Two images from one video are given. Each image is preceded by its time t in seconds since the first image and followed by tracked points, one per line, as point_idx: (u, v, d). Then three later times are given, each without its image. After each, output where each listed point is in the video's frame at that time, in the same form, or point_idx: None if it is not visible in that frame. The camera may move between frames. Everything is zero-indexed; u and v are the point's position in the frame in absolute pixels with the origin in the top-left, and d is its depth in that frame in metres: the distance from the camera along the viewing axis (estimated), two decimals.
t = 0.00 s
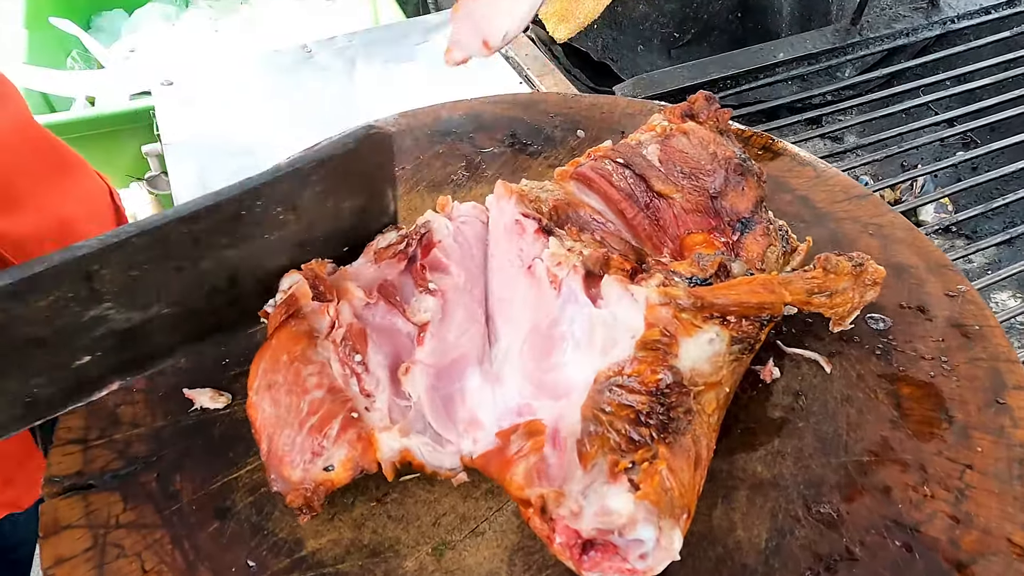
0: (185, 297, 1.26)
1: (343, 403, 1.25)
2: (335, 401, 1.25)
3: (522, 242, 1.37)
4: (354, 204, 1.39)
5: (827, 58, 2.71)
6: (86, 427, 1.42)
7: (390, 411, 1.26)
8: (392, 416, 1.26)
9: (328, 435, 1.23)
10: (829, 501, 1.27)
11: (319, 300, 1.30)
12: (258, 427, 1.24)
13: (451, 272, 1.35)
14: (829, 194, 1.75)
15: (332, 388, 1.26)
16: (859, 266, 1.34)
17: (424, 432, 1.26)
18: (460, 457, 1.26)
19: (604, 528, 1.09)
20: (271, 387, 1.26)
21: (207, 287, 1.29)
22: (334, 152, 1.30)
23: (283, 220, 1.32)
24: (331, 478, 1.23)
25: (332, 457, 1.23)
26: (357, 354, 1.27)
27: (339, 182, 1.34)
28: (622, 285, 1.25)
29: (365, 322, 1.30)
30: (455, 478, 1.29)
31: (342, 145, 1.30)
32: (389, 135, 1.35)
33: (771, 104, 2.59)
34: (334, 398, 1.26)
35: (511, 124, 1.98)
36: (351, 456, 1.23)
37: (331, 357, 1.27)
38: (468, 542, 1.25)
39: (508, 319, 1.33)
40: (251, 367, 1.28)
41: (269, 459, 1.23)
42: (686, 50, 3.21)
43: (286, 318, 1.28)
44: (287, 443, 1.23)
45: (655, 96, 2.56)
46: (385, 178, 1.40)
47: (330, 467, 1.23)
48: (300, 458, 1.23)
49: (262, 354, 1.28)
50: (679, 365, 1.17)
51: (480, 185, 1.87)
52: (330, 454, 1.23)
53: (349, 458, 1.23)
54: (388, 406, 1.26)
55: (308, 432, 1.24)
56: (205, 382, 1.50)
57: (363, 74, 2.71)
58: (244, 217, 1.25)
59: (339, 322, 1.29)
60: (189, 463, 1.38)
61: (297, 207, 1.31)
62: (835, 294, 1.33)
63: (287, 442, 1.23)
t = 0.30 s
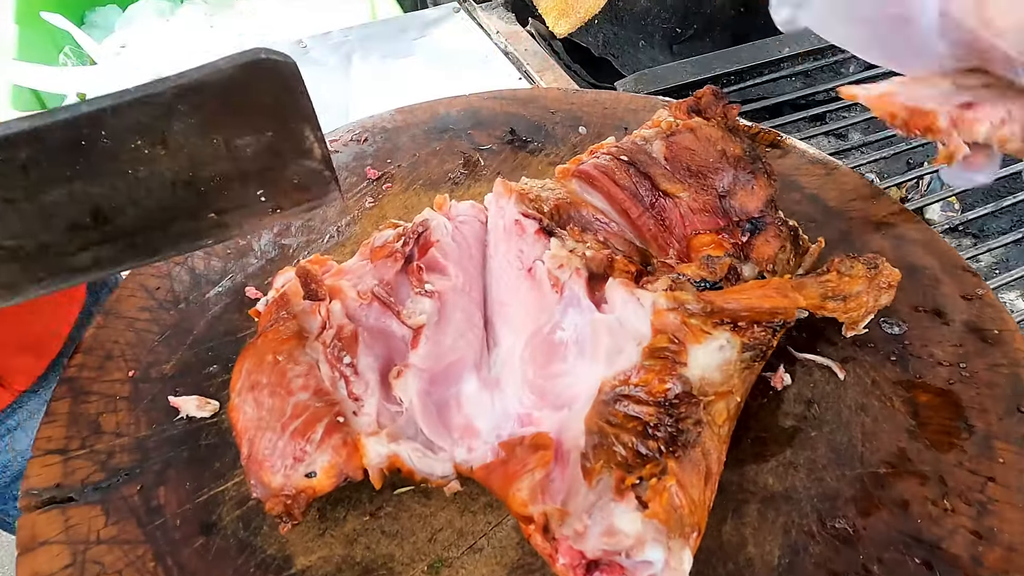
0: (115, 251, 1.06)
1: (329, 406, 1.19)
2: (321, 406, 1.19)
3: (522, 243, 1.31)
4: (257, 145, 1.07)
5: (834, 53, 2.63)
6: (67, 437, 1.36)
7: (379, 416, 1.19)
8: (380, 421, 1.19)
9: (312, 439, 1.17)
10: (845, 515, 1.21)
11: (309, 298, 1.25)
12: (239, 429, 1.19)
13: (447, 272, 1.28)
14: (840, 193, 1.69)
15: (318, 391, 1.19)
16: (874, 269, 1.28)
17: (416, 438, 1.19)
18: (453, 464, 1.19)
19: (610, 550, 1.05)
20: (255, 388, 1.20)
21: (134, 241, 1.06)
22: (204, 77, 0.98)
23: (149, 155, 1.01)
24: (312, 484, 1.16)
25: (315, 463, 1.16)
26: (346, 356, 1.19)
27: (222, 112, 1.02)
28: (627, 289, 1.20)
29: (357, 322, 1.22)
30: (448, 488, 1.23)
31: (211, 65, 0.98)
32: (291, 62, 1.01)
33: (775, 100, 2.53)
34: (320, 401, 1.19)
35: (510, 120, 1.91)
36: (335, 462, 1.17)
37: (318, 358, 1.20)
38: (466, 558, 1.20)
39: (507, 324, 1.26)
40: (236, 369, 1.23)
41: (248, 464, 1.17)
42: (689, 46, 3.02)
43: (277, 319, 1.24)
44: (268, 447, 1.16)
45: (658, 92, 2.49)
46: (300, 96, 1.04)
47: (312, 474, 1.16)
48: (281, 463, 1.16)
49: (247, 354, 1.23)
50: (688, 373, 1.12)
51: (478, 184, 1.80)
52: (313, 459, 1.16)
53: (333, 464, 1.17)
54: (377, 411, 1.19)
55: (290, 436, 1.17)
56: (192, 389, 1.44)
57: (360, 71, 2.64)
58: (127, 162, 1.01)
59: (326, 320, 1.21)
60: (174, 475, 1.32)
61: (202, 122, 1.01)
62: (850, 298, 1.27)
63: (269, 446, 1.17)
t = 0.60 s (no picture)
0: (68, 268, 1.02)
1: (324, 418, 1.14)
2: (315, 417, 1.14)
3: (524, 247, 1.26)
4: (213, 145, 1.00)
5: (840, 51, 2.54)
6: (55, 448, 1.31)
7: (375, 428, 1.14)
8: (377, 433, 1.14)
9: (306, 452, 1.12)
10: (859, 531, 1.17)
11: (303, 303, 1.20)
12: (231, 442, 1.15)
13: (446, 277, 1.24)
14: (850, 194, 1.64)
15: (312, 402, 1.15)
16: (888, 275, 1.24)
17: (414, 451, 1.15)
18: (453, 478, 1.15)
19: (617, 572, 1.03)
20: (247, 399, 1.15)
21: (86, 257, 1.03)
22: (152, 70, 0.92)
23: (96, 157, 0.96)
24: (306, 499, 1.12)
25: (309, 478, 1.12)
26: (342, 365, 1.14)
27: (176, 108, 0.96)
28: (634, 295, 1.16)
29: (354, 330, 1.17)
30: (447, 502, 1.19)
31: (163, 56, 0.92)
32: (249, 53, 0.94)
33: (780, 99, 2.49)
34: (314, 412, 1.14)
35: (511, 120, 1.87)
36: (331, 476, 1.13)
37: (313, 367, 1.16)
38: None
39: (508, 331, 1.22)
40: (227, 379, 1.19)
41: (240, 478, 1.13)
42: (692, 43, 2.96)
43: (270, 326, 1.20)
44: (261, 461, 1.12)
45: (662, 89, 2.44)
46: (261, 92, 0.98)
47: (307, 489, 1.12)
48: (274, 477, 1.12)
49: (239, 362, 1.18)
50: (697, 385, 1.08)
51: (478, 185, 1.76)
52: (307, 474, 1.12)
53: (328, 479, 1.12)
54: (374, 422, 1.14)
55: (284, 449, 1.13)
56: (183, 397, 1.39)
57: (357, 69, 2.59)
58: (71, 163, 0.96)
59: (322, 328, 1.17)
60: (164, 487, 1.27)
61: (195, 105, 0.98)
62: (863, 304, 1.22)
63: (261, 460, 1.13)
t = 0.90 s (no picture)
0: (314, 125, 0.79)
1: (319, 426, 1.10)
2: (310, 425, 1.10)
3: (526, 249, 1.22)
4: None
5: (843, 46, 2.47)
6: (43, 456, 1.26)
7: (372, 437, 1.10)
8: (375, 442, 1.10)
9: (300, 462, 1.08)
10: (872, 543, 1.13)
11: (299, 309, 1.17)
12: (223, 451, 1.11)
13: (446, 280, 1.20)
14: (858, 194, 1.60)
15: (307, 410, 1.11)
16: (901, 277, 1.19)
17: (412, 461, 1.11)
18: (453, 488, 1.11)
19: None
20: (239, 407, 1.12)
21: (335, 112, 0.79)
22: None
23: None
24: (300, 511, 1.09)
25: (303, 489, 1.08)
26: (337, 372, 1.11)
27: None
28: (639, 299, 1.11)
29: (351, 334, 1.14)
30: (448, 513, 1.14)
31: None
32: None
33: (784, 96, 2.42)
34: (309, 421, 1.11)
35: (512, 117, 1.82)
36: (326, 488, 1.09)
37: (309, 374, 1.12)
38: None
39: (509, 335, 1.18)
40: (219, 387, 1.16)
41: (232, 489, 1.09)
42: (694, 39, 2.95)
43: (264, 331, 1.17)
44: (253, 471, 1.09)
45: (664, 87, 2.40)
46: None
47: (301, 500, 1.08)
48: (267, 488, 1.08)
49: (231, 369, 1.15)
50: (706, 393, 1.06)
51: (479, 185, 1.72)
52: (301, 485, 1.08)
53: (323, 490, 1.09)
54: (371, 430, 1.10)
55: (277, 459, 1.09)
56: (176, 403, 1.35)
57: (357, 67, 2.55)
58: None
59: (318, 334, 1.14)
60: (155, 497, 1.24)
61: None
62: (876, 308, 1.18)
63: (253, 471, 1.09)
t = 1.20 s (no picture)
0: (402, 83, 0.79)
1: (313, 434, 1.08)
2: (304, 433, 1.08)
3: (525, 250, 1.17)
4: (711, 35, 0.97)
5: (846, 44, 2.40)
6: (32, 462, 1.22)
7: (367, 444, 1.08)
8: (371, 449, 1.08)
9: (294, 471, 1.06)
10: (881, 552, 1.11)
11: (291, 312, 1.14)
12: (214, 460, 1.08)
13: (444, 283, 1.17)
14: (864, 193, 1.57)
15: (301, 416, 1.09)
16: (909, 278, 1.17)
17: (409, 468, 1.09)
18: (450, 496, 1.09)
19: None
20: (230, 415, 1.09)
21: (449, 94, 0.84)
22: None
23: None
24: (294, 521, 1.06)
25: (297, 498, 1.05)
26: (332, 378, 1.09)
27: None
28: (642, 302, 1.10)
29: (345, 340, 1.12)
30: (445, 522, 1.12)
31: None
32: None
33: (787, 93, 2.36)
34: (303, 428, 1.08)
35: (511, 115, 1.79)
36: (320, 497, 1.06)
37: (303, 379, 1.10)
38: None
39: (508, 339, 1.16)
40: (210, 394, 1.13)
41: (224, 499, 1.06)
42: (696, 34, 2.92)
43: (256, 334, 1.15)
44: (246, 480, 1.06)
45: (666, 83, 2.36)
46: None
47: (294, 510, 1.05)
48: (260, 498, 1.05)
49: (223, 376, 1.13)
50: (712, 400, 1.04)
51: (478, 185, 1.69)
52: (295, 494, 1.05)
53: (317, 499, 1.06)
54: (367, 437, 1.08)
55: (271, 467, 1.06)
56: (169, 408, 1.32)
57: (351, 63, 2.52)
58: None
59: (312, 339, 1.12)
60: (147, 505, 1.21)
61: None
62: (884, 310, 1.15)
63: (246, 480, 1.06)
